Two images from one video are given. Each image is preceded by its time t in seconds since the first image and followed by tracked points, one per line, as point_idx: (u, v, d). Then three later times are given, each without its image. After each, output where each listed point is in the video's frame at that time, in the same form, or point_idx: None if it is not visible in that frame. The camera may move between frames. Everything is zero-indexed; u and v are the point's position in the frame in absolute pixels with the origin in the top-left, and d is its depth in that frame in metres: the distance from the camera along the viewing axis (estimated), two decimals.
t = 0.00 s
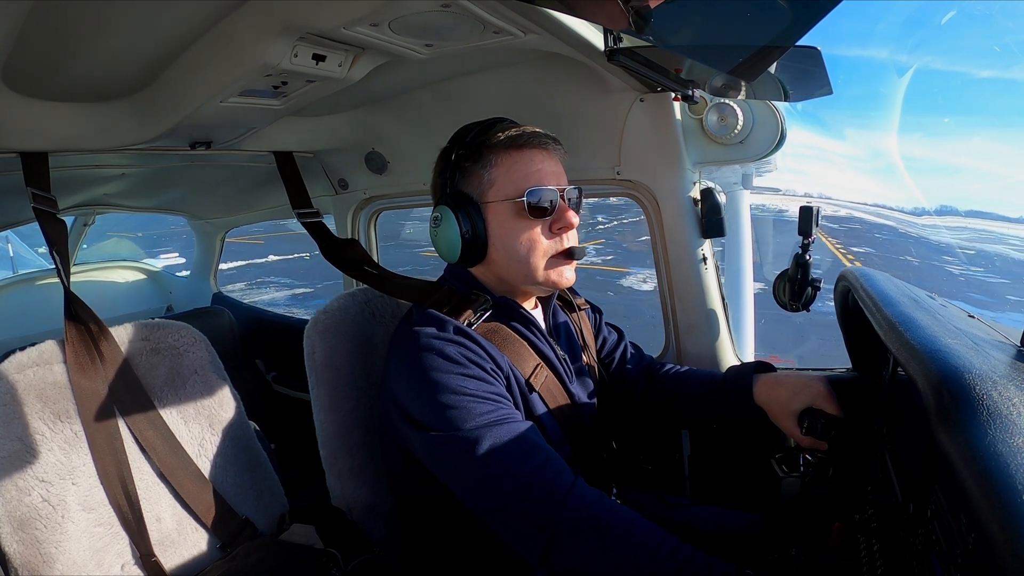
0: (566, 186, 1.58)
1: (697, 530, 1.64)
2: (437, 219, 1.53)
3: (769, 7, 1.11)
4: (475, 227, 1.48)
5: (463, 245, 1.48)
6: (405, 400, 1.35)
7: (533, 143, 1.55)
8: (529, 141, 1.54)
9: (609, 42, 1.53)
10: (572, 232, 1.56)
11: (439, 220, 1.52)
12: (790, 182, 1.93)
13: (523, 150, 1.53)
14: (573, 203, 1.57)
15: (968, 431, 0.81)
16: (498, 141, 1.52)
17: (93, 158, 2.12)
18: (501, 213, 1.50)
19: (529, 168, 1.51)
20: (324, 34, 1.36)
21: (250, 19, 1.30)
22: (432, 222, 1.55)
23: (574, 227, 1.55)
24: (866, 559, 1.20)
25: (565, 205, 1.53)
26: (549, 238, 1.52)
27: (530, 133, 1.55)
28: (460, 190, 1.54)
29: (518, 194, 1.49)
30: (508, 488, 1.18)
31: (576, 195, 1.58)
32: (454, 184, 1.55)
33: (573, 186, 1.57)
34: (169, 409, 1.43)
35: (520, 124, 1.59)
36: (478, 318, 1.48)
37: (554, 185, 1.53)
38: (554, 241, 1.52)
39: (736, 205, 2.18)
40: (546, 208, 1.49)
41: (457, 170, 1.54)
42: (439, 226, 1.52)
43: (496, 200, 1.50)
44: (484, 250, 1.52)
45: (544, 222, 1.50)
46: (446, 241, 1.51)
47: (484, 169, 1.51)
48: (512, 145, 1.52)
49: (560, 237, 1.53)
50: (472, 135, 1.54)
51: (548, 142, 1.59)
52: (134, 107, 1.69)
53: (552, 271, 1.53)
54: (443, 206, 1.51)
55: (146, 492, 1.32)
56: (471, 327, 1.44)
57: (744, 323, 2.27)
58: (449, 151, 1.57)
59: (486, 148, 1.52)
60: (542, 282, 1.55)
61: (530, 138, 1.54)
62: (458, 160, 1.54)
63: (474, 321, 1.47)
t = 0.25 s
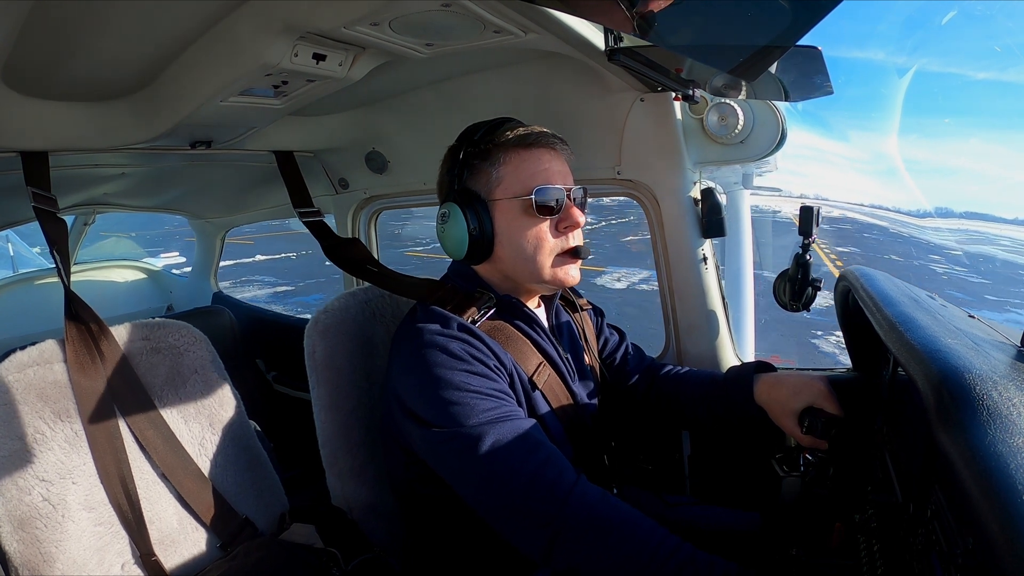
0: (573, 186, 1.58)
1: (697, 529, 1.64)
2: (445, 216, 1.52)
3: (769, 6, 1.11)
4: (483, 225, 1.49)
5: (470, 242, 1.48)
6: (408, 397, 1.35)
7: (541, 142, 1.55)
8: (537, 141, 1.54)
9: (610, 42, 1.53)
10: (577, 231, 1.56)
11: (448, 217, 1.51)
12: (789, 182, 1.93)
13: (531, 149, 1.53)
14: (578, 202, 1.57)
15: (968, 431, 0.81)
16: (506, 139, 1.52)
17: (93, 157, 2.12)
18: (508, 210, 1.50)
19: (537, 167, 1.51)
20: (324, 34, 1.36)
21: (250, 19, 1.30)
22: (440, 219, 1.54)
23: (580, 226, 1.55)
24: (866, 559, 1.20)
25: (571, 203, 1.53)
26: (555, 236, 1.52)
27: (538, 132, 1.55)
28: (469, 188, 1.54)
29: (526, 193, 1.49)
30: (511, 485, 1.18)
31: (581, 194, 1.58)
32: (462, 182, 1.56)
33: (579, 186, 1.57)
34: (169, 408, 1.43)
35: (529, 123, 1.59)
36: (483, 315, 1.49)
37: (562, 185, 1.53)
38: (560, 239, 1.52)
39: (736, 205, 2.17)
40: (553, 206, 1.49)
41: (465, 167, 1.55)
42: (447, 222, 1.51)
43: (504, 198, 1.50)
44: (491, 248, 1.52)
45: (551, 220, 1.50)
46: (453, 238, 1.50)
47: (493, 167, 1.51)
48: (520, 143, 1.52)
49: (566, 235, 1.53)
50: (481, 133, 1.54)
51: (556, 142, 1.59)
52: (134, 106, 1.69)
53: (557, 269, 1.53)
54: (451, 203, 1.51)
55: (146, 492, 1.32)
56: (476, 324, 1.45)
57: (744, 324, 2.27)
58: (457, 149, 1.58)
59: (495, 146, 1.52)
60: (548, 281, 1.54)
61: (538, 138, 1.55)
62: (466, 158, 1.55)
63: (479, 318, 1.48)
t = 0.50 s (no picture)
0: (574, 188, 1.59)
1: (697, 529, 1.64)
2: (447, 215, 1.50)
3: (769, 7, 1.11)
4: (487, 225, 1.48)
5: (473, 242, 1.47)
6: (407, 399, 1.35)
7: (545, 144, 1.56)
8: (542, 142, 1.55)
9: (609, 42, 1.53)
10: (579, 232, 1.57)
11: (450, 215, 1.49)
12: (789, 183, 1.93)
13: (535, 150, 1.53)
14: (579, 203, 1.58)
15: (968, 431, 0.81)
16: (511, 139, 1.52)
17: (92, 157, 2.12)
18: (512, 210, 1.50)
19: (541, 167, 1.51)
20: (324, 34, 1.36)
21: (250, 19, 1.30)
22: (441, 217, 1.52)
23: (582, 227, 1.55)
24: (866, 559, 1.20)
25: (574, 205, 1.54)
26: (558, 237, 1.52)
27: (543, 133, 1.56)
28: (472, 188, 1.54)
29: (531, 193, 1.49)
30: (510, 486, 1.18)
31: (582, 196, 1.59)
32: (465, 182, 1.55)
33: (581, 188, 1.58)
34: (169, 409, 1.43)
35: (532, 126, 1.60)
36: (481, 316, 1.49)
37: (565, 186, 1.54)
38: (562, 240, 1.53)
39: (736, 205, 2.17)
40: (557, 207, 1.50)
41: (468, 167, 1.54)
42: (449, 221, 1.49)
43: (508, 197, 1.50)
44: (493, 248, 1.51)
45: (554, 220, 1.50)
46: (455, 237, 1.48)
47: (498, 167, 1.51)
48: (525, 144, 1.53)
49: (569, 237, 1.54)
50: (486, 133, 1.54)
51: (559, 144, 1.60)
52: (134, 106, 1.69)
53: (559, 270, 1.53)
54: (453, 202, 1.50)
55: (146, 492, 1.32)
56: (474, 325, 1.45)
57: (744, 324, 2.27)
58: (460, 149, 1.57)
59: (500, 146, 1.52)
60: (549, 281, 1.54)
61: (542, 139, 1.55)
62: (470, 158, 1.54)
63: (477, 320, 1.47)
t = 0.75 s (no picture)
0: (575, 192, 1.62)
1: (696, 529, 1.64)
2: (463, 214, 1.43)
3: (769, 7, 1.11)
4: (503, 227, 1.45)
5: (491, 244, 1.43)
6: (405, 400, 1.34)
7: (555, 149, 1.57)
8: (554, 146, 1.56)
9: (610, 42, 1.53)
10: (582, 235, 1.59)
11: (468, 215, 1.42)
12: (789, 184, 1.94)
13: (547, 154, 1.54)
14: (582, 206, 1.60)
15: (968, 431, 0.81)
16: (525, 141, 1.52)
17: (92, 157, 2.12)
18: (527, 212, 1.49)
19: (555, 173, 1.53)
20: (324, 34, 1.36)
21: (251, 19, 1.30)
22: (455, 216, 1.44)
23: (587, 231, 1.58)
24: (866, 559, 1.20)
25: (580, 208, 1.56)
26: (567, 239, 1.54)
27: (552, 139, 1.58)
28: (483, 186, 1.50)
29: (546, 196, 1.50)
30: (509, 488, 1.18)
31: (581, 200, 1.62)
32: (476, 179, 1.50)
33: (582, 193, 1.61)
34: (169, 409, 1.42)
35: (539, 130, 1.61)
36: (478, 317, 1.48)
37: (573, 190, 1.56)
38: (570, 242, 1.55)
39: (736, 205, 2.18)
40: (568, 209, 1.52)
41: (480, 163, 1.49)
42: (465, 220, 1.42)
43: (524, 199, 1.49)
44: (503, 251, 1.48)
45: (564, 222, 1.52)
46: (472, 238, 1.42)
47: (513, 168, 1.50)
48: (538, 148, 1.53)
49: (575, 239, 1.56)
50: (500, 132, 1.51)
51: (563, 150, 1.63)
52: (134, 106, 1.69)
53: (565, 272, 1.55)
54: (469, 200, 1.43)
55: (146, 492, 1.32)
56: (470, 326, 1.44)
57: (744, 323, 2.27)
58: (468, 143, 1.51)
59: (515, 147, 1.51)
60: (553, 282, 1.55)
61: (553, 144, 1.56)
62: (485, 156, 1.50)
63: (474, 320, 1.46)
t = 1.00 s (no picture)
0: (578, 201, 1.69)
1: (696, 529, 1.64)
2: (528, 224, 1.37)
3: (769, 7, 1.11)
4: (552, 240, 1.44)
5: (543, 257, 1.41)
6: (405, 401, 1.34)
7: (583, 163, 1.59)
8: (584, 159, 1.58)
9: (610, 42, 1.52)
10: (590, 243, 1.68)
11: (532, 226, 1.37)
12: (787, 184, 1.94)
13: (580, 167, 1.56)
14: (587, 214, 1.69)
15: (968, 430, 0.81)
16: (567, 152, 1.52)
17: (92, 157, 2.11)
18: (567, 224, 1.52)
19: (587, 188, 1.57)
20: (324, 34, 1.36)
21: (251, 19, 1.30)
22: (518, 223, 1.36)
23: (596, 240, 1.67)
24: (866, 559, 1.20)
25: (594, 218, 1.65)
26: (586, 247, 1.61)
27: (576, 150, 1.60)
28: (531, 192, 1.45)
29: (581, 209, 1.55)
30: (509, 490, 1.18)
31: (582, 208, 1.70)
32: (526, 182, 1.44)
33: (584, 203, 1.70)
34: (169, 409, 1.42)
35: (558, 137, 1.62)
36: (479, 317, 1.48)
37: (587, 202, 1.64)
38: (587, 250, 1.62)
39: (736, 205, 2.17)
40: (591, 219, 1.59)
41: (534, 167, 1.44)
42: (525, 230, 1.36)
43: (565, 211, 1.51)
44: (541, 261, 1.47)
45: (587, 230, 1.59)
46: (532, 249, 1.38)
47: (556, 178, 1.49)
48: (576, 160, 1.54)
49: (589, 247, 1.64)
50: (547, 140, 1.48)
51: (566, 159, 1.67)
52: (134, 106, 1.69)
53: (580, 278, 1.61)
54: (534, 208, 1.37)
55: (146, 492, 1.32)
56: (471, 326, 1.44)
57: (744, 323, 2.28)
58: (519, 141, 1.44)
59: (559, 158, 1.50)
60: (568, 286, 1.61)
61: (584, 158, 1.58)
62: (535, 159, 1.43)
63: (475, 320, 1.47)
